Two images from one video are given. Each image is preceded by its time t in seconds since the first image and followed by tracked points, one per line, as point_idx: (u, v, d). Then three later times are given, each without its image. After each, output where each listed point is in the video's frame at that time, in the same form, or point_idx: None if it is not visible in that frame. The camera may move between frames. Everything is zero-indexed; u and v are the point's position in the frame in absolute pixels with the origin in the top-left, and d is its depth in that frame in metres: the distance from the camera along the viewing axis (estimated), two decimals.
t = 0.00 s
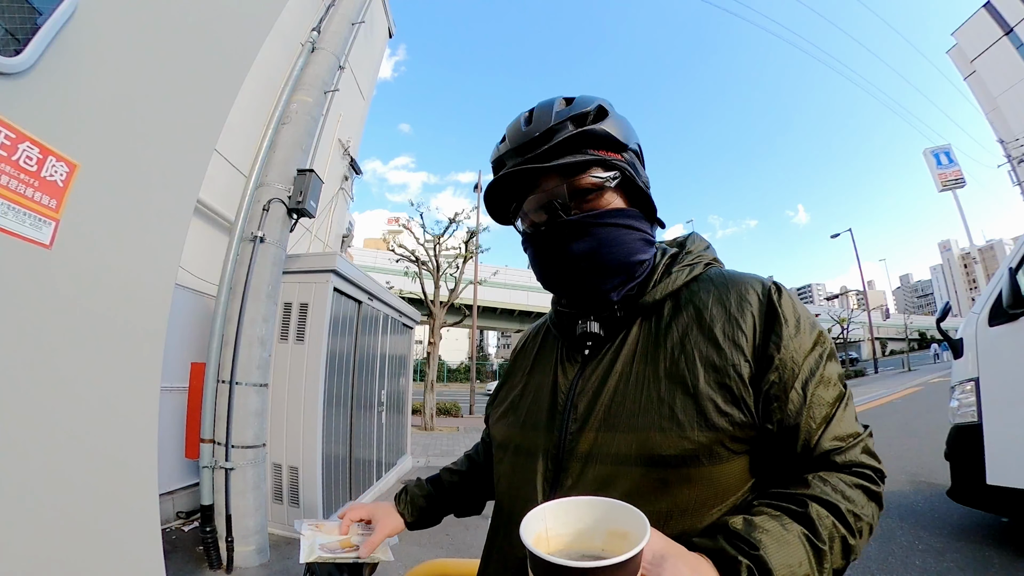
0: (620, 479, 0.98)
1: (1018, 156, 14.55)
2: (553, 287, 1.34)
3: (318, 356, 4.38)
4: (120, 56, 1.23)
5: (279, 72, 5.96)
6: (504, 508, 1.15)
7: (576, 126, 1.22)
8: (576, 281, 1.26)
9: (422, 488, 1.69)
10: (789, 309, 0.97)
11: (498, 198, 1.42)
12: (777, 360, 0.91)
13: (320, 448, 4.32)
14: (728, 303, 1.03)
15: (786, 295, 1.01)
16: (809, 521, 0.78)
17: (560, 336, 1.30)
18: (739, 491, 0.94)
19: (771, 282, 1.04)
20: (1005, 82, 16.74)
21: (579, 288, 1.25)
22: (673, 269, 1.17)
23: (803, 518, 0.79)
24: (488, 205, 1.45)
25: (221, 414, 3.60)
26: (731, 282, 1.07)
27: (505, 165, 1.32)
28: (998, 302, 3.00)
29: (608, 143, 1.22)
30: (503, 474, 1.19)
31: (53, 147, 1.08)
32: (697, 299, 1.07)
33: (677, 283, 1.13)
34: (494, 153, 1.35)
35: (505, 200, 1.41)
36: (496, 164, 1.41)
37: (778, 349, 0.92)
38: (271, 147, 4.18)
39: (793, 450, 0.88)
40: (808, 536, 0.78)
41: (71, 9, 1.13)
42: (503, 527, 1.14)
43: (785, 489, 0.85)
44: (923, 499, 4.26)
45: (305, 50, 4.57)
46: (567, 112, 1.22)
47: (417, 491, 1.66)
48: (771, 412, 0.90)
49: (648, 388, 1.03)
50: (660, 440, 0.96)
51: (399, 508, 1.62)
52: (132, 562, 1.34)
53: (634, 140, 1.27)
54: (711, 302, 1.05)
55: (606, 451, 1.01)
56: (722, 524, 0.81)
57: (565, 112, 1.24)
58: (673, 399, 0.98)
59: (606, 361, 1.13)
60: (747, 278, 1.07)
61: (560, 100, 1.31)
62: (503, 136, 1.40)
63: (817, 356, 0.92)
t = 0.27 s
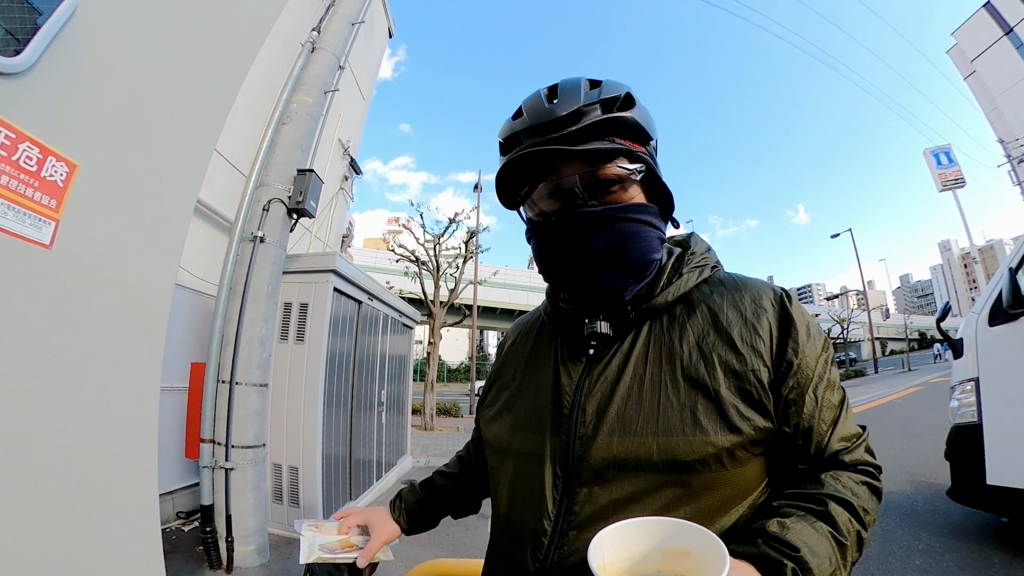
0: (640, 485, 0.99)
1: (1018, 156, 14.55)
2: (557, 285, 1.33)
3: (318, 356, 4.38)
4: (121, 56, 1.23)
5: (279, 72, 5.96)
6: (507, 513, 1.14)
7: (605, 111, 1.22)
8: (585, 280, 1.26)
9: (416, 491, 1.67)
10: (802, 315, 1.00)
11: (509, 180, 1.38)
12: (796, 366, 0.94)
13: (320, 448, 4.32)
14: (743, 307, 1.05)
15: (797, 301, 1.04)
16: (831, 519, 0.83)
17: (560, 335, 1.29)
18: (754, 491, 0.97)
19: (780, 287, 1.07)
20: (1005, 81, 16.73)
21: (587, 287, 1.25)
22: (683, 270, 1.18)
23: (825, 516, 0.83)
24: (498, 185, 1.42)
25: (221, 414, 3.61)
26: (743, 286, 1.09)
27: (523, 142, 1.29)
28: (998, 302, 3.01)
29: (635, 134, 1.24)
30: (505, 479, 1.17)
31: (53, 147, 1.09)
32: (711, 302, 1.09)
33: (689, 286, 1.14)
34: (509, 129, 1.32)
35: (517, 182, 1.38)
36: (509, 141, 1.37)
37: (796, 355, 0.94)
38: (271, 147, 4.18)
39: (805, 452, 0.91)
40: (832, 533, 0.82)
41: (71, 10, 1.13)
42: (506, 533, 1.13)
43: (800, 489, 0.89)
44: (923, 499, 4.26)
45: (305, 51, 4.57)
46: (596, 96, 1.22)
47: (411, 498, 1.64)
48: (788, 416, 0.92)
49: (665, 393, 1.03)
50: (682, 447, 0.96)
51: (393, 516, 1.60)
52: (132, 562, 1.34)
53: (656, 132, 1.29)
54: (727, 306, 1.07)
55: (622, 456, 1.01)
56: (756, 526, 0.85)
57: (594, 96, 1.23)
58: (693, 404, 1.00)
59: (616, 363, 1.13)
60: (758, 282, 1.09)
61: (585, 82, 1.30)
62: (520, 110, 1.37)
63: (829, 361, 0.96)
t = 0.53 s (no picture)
0: (648, 488, 0.99)
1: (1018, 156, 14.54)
2: (557, 283, 1.32)
3: (318, 356, 4.38)
4: (121, 56, 1.23)
5: (279, 72, 5.96)
6: (509, 518, 1.14)
7: (615, 102, 1.22)
8: (589, 279, 1.25)
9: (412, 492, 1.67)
10: (809, 315, 1.01)
11: (512, 170, 1.37)
12: (805, 367, 0.94)
13: (320, 448, 4.32)
14: (750, 307, 1.05)
15: (804, 301, 1.04)
16: (842, 519, 0.83)
17: (562, 335, 1.28)
18: (760, 491, 0.98)
19: (785, 286, 1.08)
20: (1005, 81, 16.72)
21: (589, 285, 1.25)
22: (687, 269, 1.19)
23: (835, 516, 0.84)
24: (501, 175, 1.40)
25: (221, 414, 3.61)
26: (749, 286, 1.09)
27: (529, 130, 1.28)
28: (998, 302, 3.01)
29: (646, 127, 1.25)
30: (508, 482, 1.17)
31: (53, 147, 1.09)
32: (718, 302, 1.09)
33: (694, 285, 1.14)
34: (514, 116, 1.31)
35: (520, 172, 1.37)
36: (512, 129, 1.35)
37: (805, 357, 0.95)
38: (271, 147, 4.18)
39: (813, 454, 0.92)
40: (844, 533, 0.83)
41: (71, 9, 1.13)
42: (509, 536, 1.13)
43: (808, 489, 0.90)
44: (923, 499, 4.26)
45: (305, 51, 4.57)
46: (607, 86, 1.22)
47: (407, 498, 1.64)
48: (798, 417, 0.93)
49: (672, 395, 1.03)
50: (690, 450, 0.96)
51: (390, 516, 1.60)
52: (132, 563, 1.34)
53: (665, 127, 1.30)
54: (734, 306, 1.06)
55: (629, 459, 1.01)
56: (770, 527, 0.85)
57: (605, 85, 1.23)
58: (701, 406, 0.99)
59: (620, 364, 1.12)
60: (763, 282, 1.10)
61: (595, 70, 1.30)
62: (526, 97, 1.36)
63: (835, 361, 0.97)
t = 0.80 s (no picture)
0: (646, 488, 0.99)
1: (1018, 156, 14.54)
2: (555, 281, 1.32)
3: (318, 356, 4.38)
4: (122, 56, 1.23)
5: (279, 72, 5.96)
6: (507, 518, 1.14)
7: (613, 100, 1.22)
8: (588, 278, 1.25)
9: (413, 493, 1.67)
10: (810, 313, 1.01)
11: (511, 169, 1.38)
12: (805, 366, 0.94)
13: (320, 448, 4.32)
14: (750, 305, 1.05)
15: (804, 299, 1.04)
16: (840, 521, 0.83)
17: (561, 334, 1.28)
18: (759, 491, 0.98)
19: (786, 284, 1.08)
20: (1005, 81, 16.72)
21: (586, 284, 1.25)
22: (687, 267, 1.19)
23: (834, 518, 0.84)
24: (499, 175, 1.41)
25: (221, 414, 3.61)
26: (750, 284, 1.09)
27: (526, 129, 1.29)
28: (998, 302, 3.01)
29: (644, 126, 1.25)
30: (506, 482, 1.17)
31: (53, 147, 1.09)
32: (717, 300, 1.09)
33: (693, 283, 1.14)
34: (511, 115, 1.31)
35: (519, 172, 1.37)
36: (510, 129, 1.36)
37: (806, 355, 0.95)
38: (271, 147, 4.18)
39: (813, 454, 0.92)
40: (842, 536, 0.82)
41: (71, 9, 1.13)
42: (507, 537, 1.13)
43: (808, 491, 0.90)
44: (923, 499, 4.26)
45: (305, 51, 4.57)
46: (605, 85, 1.23)
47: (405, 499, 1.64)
48: (798, 417, 0.93)
49: (671, 394, 1.03)
50: (689, 449, 0.96)
51: (390, 517, 1.59)
52: (132, 563, 1.34)
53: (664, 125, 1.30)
54: (734, 305, 1.06)
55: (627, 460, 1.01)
56: (767, 529, 0.85)
57: (603, 84, 1.23)
58: (700, 406, 0.99)
59: (619, 363, 1.12)
60: (762, 280, 1.10)
61: (592, 69, 1.31)
62: (524, 97, 1.37)
63: (834, 360, 0.97)
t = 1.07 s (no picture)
0: (641, 487, 0.98)
1: (1018, 156, 14.54)
2: (557, 284, 1.33)
3: (318, 356, 4.38)
4: (121, 56, 1.23)
5: (279, 73, 5.96)
6: (506, 517, 1.14)
7: (603, 105, 1.22)
8: (586, 279, 1.26)
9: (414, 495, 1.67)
10: (808, 312, 1.00)
11: (507, 175, 1.40)
12: (801, 364, 0.93)
13: (320, 448, 4.32)
14: (747, 304, 1.05)
15: (803, 298, 1.03)
16: (835, 523, 0.82)
17: (561, 335, 1.29)
18: (757, 492, 0.97)
19: (785, 283, 1.07)
20: (1005, 81, 16.72)
21: (587, 287, 1.26)
22: (686, 266, 1.19)
23: (829, 520, 0.83)
24: (496, 182, 1.43)
25: (221, 414, 3.61)
26: (747, 283, 1.09)
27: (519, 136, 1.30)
28: (998, 302, 3.01)
29: (636, 128, 1.24)
30: (505, 482, 1.17)
31: (54, 147, 1.09)
32: (714, 299, 1.09)
33: (691, 283, 1.15)
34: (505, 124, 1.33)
35: (515, 178, 1.39)
36: (506, 136, 1.39)
37: (802, 354, 0.94)
38: (271, 147, 4.18)
39: (809, 454, 0.91)
40: (836, 539, 0.81)
41: (71, 9, 1.13)
42: (505, 537, 1.13)
43: (804, 492, 0.89)
44: (923, 499, 4.26)
45: (305, 51, 4.57)
46: (594, 89, 1.22)
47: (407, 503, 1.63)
48: (794, 416, 0.92)
49: (667, 392, 1.03)
50: (683, 447, 0.96)
51: (392, 519, 1.59)
52: (132, 563, 1.34)
53: (657, 127, 1.29)
54: (730, 304, 1.06)
55: (623, 458, 1.01)
56: (757, 529, 0.84)
57: (593, 88, 1.23)
58: (695, 404, 0.99)
59: (616, 362, 1.13)
60: (761, 279, 1.09)
61: (584, 74, 1.31)
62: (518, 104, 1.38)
63: (834, 360, 0.96)
